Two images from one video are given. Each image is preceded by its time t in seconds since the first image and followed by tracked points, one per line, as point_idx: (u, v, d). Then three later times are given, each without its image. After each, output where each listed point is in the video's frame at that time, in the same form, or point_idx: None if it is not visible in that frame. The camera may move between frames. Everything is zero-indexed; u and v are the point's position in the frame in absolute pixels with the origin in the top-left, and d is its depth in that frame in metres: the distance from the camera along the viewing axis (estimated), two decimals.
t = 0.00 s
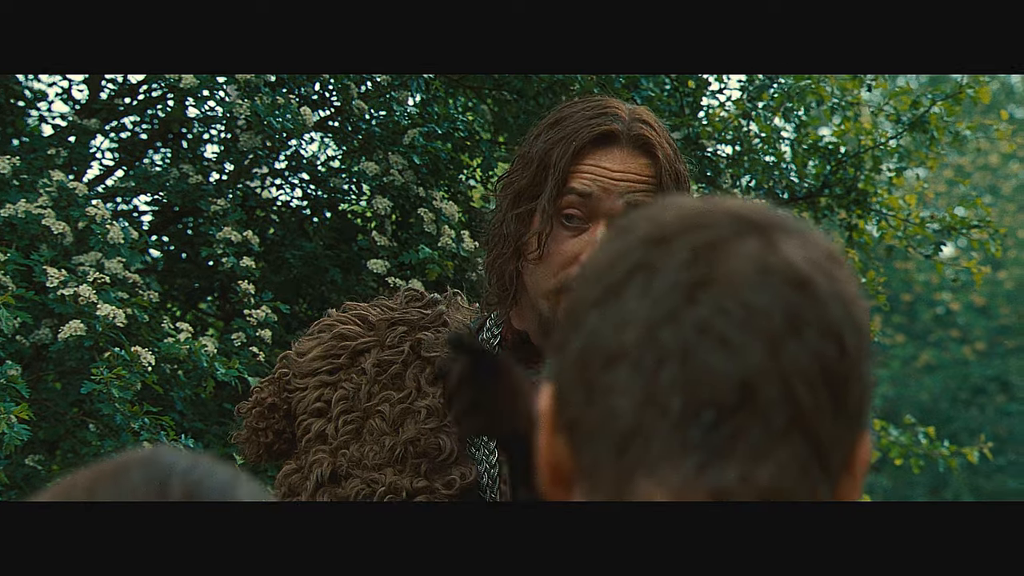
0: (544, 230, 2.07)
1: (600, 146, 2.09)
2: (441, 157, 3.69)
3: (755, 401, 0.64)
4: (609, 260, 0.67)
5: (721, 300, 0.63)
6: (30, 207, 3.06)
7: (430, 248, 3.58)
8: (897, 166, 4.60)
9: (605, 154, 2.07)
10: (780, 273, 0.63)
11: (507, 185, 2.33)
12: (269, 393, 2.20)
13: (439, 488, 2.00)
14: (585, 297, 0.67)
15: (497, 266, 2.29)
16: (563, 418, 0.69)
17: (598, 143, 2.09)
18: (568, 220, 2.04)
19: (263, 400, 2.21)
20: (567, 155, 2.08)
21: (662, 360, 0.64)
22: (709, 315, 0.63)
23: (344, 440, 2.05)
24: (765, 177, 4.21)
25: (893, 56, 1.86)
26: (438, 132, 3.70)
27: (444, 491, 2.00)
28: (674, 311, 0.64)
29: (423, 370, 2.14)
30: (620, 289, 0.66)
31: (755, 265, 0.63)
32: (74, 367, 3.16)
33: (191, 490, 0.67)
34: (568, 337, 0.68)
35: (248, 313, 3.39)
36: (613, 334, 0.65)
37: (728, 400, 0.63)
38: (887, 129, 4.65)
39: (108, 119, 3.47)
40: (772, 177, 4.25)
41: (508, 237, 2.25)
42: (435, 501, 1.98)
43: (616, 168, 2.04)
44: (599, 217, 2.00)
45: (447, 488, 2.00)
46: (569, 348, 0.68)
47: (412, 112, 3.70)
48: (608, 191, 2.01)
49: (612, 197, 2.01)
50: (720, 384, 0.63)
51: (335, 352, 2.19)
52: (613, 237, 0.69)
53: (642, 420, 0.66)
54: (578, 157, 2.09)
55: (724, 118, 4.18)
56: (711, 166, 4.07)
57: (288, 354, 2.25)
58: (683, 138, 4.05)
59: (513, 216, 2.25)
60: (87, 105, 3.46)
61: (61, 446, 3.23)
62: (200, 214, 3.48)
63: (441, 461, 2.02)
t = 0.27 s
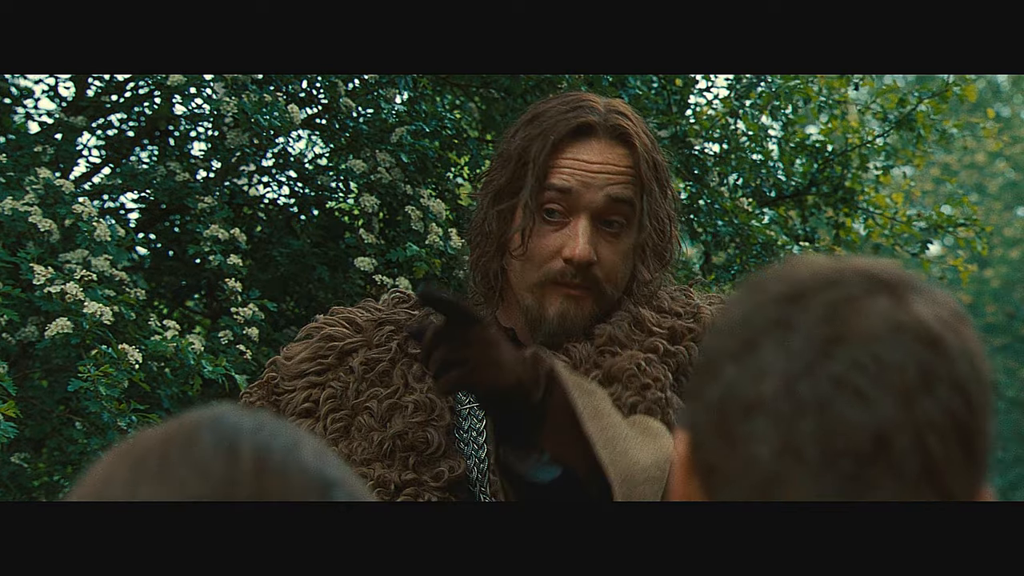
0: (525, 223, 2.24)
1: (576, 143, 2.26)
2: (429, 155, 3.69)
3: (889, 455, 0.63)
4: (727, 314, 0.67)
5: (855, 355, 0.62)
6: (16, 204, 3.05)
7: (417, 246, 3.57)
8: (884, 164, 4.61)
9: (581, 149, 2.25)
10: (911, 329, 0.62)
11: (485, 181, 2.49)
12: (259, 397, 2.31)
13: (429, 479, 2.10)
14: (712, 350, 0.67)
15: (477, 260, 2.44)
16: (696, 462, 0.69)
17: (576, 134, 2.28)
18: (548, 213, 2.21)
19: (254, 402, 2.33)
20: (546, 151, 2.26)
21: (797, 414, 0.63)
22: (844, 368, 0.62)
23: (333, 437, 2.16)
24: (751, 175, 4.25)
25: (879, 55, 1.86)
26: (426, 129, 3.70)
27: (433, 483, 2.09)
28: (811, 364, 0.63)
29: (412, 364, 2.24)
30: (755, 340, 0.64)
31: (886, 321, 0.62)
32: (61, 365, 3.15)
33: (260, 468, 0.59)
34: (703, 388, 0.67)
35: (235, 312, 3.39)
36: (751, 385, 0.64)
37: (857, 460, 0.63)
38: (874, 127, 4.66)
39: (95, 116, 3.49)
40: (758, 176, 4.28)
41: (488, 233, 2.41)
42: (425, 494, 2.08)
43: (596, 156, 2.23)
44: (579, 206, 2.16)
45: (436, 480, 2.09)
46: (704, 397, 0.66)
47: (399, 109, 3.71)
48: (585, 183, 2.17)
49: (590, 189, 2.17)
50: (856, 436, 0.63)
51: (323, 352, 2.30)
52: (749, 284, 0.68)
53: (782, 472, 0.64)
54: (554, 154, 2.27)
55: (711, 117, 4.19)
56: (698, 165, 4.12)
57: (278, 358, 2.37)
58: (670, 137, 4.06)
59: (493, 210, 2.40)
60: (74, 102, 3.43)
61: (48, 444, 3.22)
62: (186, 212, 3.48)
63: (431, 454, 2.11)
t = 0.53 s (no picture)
0: (505, 203, 2.30)
1: (549, 122, 2.32)
2: (420, 153, 3.68)
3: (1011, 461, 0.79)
4: (853, 345, 0.85)
5: (985, 377, 0.78)
6: (7, 203, 3.05)
7: (408, 245, 3.57)
8: (875, 164, 4.61)
9: (554, 128, 2.30)
10: None
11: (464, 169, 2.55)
12: (248, 403, 2.32)
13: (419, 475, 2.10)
14: (847, 372, 0.85)
15: (462, 249, 2.51)
16: (841, 472, 0.86)
17: (549, 112, 2.34)
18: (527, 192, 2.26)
19: (242, 410, 2.33)
20: (520, 130, 2.32)
21: (935, 429, 0.79)
22: (975, 389, 0.78)
23: (324, 440, 2.18)
24: (743, 175, 4.24)
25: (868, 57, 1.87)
26: (417, 128, 3.69)
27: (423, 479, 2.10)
28: (943, 386, 0.79)
29: (402, 367, 2.29)
30: (887, 363, 0.82)
31: (1012, 337, 0.77)
32: (51, 364, 3.15)
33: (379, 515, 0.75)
34: (840, 404, 0.85)
35: (226, 310, 3.39)
36: (886, 404, 0.82)
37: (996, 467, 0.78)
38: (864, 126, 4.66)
39: (85, 115, 3.49)
40: (750, 175, 4.28)
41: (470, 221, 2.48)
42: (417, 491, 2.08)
43: (570, 132, 2.28)
44: (558, 183, 2.22)
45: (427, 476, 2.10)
46: (840, 411, 0.84)
47: (390, 108, 3.70)
48: (562, 160, 2.23)
49: (568, 166, 2.22)
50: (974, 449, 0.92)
51: (313, 357, 2.33)
52: (869, 309, 0.86)
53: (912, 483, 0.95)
54: (529, 134, 2.32)
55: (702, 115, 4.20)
56: (689, 163, 4.14)
57: (265, 367, 2.40)
58: (661, 136, 4.07)
59: (472, 196, 2.46)
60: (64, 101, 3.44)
61: (38, 443, 3.21)
62: (177, 210, 3.47)
63: (422, 452, 2.14)
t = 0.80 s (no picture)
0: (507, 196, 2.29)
1: (550, 117, 2.31)
2: (416, 154, 3.66)
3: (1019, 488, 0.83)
4: (846, 386, 0.88)
5: (975, 417, 0.83)
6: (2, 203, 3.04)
7: (404, 246, 3.56)
8: (871, 164, 4.61)
9: (556, 122, 2.30)
10: None
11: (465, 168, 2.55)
12: (248, 407, 2.32)
13: (418, 476, 2.10)
14: (839, 413, 0.88)
15: (462, 247, 2.50)
16: (847, 495, 0.91)
17: (548, 105, 2.34)
18: (529, 186, 2.26)
19: (242, 414, 2.33)
20: (523, 124, 2.32)
21: (930, 469, 0.85)
22: (967, 428, 0.83)
23: (324, 443, 2.18)
24: (738, 175, 4.23)
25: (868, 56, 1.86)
26: (413, 129, 3.68)
27: (423, 480, 2.10)
28: (935, 426, 0.85)
29: (403, 369, 2.29)
30: (883, 404, 0.87)
31: (998, 383, 0.81)
32: (46, 364, 3.14)
33: None
34: (837, 445, 0.88)
35: (221, 311, 3.37)
36: (882, 444, 0.87)
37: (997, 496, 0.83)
38: (860, 127, 4.66)
39: (80, 115, 3.49)
40: (745, 176, 4.27)
41: (472, 218, 2.47)
42: (415, 492, 2.08)
43: (571, 126, 2.28)
44: (560, 175, 2.22)
45: (426, 477, 2.10)
46: (838, 451, 0.88)
47: (387, 108, 3.69)
48: (564, 153, 2.23)
49: (570, 157, 2.22)
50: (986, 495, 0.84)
51: (314, 360, 2.33)
52: (859, 350, 0.89)
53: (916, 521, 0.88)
54: (531, 129, 2.32)
55: (698, 116, 4.22)
56: (684, 164, 4.13)
57: (266, 371, 2.39)
58: (657, 137, 4.07)
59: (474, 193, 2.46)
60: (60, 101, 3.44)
61: (33, 442, 3.23)
62: (172, 211, 3.45)
63: (422, 453, 2.14)
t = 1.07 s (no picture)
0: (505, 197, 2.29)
1: (550, 119, 2.31)
2: (412, 154, 3.66)
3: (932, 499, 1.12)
4: (783, 434, 1.15)
5: (905, 458, 1.09)
6: None
7: (400, 246, 3.55)
8: (866, 165, 4.60)
9: (557, 123, 2.29)
10: (941, 431, 1.09)
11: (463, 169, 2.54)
12: (245, 408, 2.32)
13: (413, 475, 2.11)
14: (778, 458, 1.15)
15: (461, 246, 2.50)
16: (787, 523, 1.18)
17: (548, 107, 2.33)
18: (527, 187, 2.26)
19: (239, 414, 2.33)
20: (522, 126, 2.31)
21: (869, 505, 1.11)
22: (898, 469, 1.09)
23: (320, 442, 2.18)
24: (734, 176, 4.24)
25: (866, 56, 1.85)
26: (408, 129, 3.67)
27: (418, 478, 2.11)
28: (868, 467, 1.10)
29: (399, 369, 2.28)
30: (817, 449, 1.12)
31: (920, 425, 1.09)
32: (42, 365, 3.14)
33: None
34: (778, 483, 1.15)
35: (217, 311, 3.37)
36: (822, 485, 1.12)
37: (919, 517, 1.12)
38: (856, 127, 4.65)
39: (77, 115, 3.48)
40: (741, 176, 4.28)
41: (470, 217, 2.47)
42: (410, 490, 2.09)
43: (571, 127, 2.28)
44: (558, 176, 2.22)
45: (420, 475, 2.11)
46: (780, 487, 1.15)
47: (383, 109, 3.67)
48: (563, 154, 2.23)
49: (569, 158, 2.23)
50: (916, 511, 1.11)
51: (311, 361, 2.33)
52: (789, 404, 1.16)
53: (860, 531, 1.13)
54: (531, 130, 2.31)
55: (694, 117, 4.21)
56: (680, 165, 4.14)
57: (263, 372, 2.39)
58: (653, 137, 4.08)
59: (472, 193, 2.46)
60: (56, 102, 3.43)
61: (28, 442, 3.23)
62: (168, 211, 3.45)
63: (416, 452, 2.14)
